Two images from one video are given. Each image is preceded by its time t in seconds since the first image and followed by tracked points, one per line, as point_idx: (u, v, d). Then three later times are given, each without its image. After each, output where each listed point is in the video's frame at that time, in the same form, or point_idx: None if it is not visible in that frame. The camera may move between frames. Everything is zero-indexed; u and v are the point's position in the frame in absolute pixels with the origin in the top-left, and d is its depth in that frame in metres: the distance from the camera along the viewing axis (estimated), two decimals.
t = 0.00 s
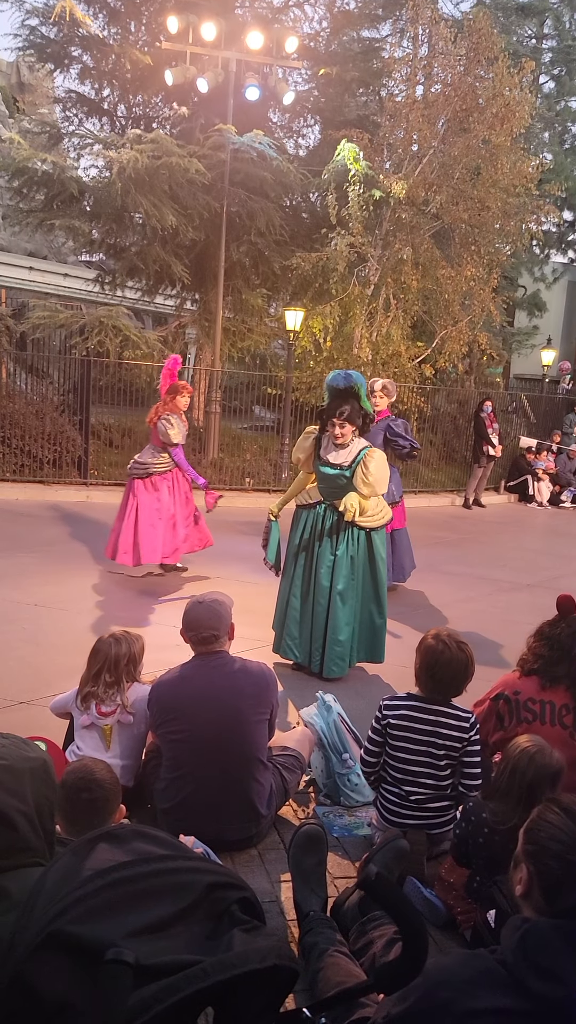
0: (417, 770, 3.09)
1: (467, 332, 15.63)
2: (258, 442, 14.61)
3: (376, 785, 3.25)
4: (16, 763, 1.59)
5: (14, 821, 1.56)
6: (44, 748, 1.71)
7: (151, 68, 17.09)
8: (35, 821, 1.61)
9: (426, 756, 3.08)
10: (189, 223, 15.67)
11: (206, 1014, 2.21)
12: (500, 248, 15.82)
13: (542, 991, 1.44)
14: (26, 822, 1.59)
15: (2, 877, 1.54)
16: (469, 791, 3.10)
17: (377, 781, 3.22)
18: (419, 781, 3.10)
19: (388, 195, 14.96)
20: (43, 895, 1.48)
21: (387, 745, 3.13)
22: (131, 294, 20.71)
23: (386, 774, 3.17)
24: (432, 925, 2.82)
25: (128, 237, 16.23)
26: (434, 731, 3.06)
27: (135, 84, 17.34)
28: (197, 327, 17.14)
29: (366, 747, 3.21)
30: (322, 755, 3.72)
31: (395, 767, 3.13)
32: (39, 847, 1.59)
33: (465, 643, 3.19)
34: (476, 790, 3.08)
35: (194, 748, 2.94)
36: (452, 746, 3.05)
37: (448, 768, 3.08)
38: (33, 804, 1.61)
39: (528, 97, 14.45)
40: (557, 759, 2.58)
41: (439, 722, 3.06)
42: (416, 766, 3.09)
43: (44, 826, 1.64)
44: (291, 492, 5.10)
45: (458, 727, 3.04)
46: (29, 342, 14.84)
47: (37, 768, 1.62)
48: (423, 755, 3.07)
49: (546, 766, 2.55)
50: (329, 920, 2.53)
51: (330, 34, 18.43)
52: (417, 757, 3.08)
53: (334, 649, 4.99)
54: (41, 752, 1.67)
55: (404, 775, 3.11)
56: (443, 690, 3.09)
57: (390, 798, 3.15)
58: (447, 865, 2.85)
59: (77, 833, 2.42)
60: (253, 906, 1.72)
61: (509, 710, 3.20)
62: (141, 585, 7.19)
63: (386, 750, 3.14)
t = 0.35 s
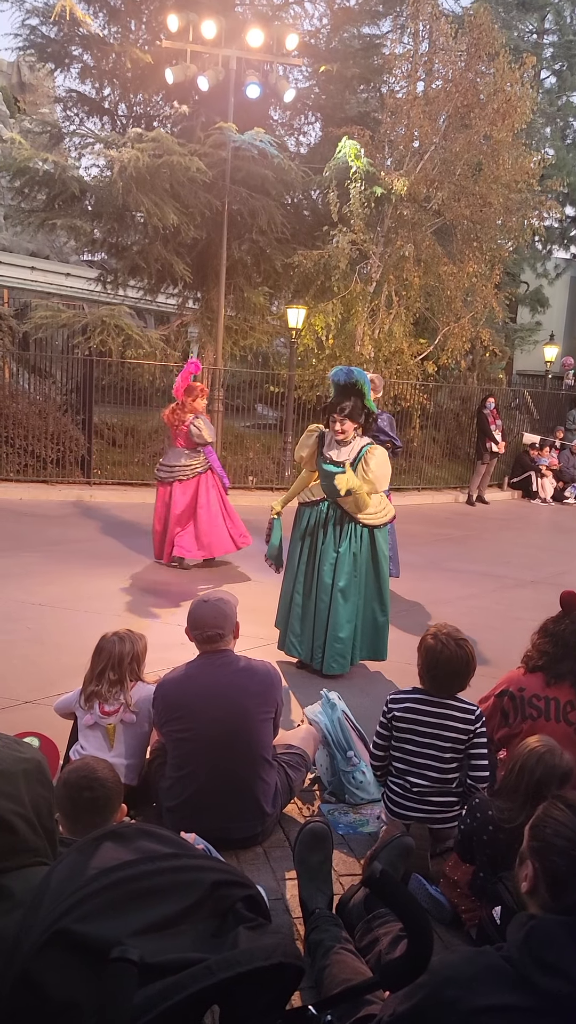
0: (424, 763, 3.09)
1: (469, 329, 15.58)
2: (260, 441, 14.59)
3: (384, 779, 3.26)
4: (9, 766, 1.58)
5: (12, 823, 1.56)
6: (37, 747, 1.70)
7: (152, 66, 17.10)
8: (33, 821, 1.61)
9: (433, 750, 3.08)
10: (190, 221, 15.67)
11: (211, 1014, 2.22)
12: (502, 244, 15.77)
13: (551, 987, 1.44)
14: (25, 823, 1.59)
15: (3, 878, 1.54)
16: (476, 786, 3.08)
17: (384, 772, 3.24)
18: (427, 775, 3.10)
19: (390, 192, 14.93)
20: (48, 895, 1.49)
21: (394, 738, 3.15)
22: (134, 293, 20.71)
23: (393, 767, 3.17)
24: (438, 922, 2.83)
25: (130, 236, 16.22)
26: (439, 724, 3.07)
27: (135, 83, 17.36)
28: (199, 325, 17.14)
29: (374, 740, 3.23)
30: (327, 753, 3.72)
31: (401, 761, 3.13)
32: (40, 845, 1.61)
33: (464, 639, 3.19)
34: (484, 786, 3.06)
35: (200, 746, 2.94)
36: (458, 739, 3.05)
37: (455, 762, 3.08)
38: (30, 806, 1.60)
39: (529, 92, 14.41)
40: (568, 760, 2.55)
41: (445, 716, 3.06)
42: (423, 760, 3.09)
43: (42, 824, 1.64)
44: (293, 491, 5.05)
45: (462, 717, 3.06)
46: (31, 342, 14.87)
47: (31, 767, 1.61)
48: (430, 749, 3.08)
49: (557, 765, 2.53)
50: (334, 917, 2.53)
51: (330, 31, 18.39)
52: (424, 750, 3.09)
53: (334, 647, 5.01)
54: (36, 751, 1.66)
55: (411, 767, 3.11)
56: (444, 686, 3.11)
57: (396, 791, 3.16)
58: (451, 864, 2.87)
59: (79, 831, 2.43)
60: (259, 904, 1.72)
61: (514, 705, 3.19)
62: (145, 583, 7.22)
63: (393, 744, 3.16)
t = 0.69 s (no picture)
0: (427, 758, 3.09)
1: (472, 325, 15.55)
2: (263, 438, 14.60)
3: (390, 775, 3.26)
4: (11, 766, 1.58)
5: (15, 823, 1.55)
6: (40, 745, 1.70)
7: (152, 64, 17.07)
8: (38, 820, 1.61)
9: (436, 745, 3.07)
10: (192, 219, 15.66)
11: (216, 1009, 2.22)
12: (504, 240, 15.73)
13: (557, 986, 1.43)
14: (28, 822, 1.58)
15: (6, 877, 1.54)
16: (480, 782, 3.05)
17: (389, 768, 3.24)
18: (429, 771, 3.10)
19: (391, 188, 14.90)
20: (53, 892, 1.49)
21: (398, 734, 3.15)
22: (135, 292, 20.69)
23: (397, 763, 3.18)
24: (444, 919, 2.83)
25: (132, 234, 16.20)
26: (442, 719, 3.07)
27: (136, 81, 17.35)
28: (201, 323, 17.13)
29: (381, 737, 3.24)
30: (331, 750, 3.71)
31: (405, 757, 3.14)
32: (45, 844, 1.61)
33: (466, 635, 3.16)
34: (487, 781, 3.03)
35: (204, 743, 2.94)
36: (461, 734, 3.04)
37: (457, 757, 3.07)
38: (33, 806, 1.60)
39: (531, 87, 14.37)
40: None
41: (448, 712, 3.06)
42: (426, 756, 3.09)
43: (46, 823, 1.64)
44: (296, 489, 5.09)
45: (466, 713, 3.04)
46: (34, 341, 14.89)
47: (34, 767, 1.61)
48: (433, 745, 3.08)
49: (564, 762, 2.52)
50: (339, 913, 2.54)
51: (331, 27, 18.35)
52: (427, 745, 3.08)
53: (338, 644, 4.99)
54: (40, 752, 1.66)
55: (414, 763, 3.11)
56: (446, 683, 3.09)
57: (401, 787, 3.15)
58: (456, 859, 2.87)
59: (83, 830, 2.43)
60: (264, 901, 1.71)
61: (518, 703, 3.18)
62: (148, 582, 7.23)
63: (397, 740, 3.16)
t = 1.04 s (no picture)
0: (432, 757, 3.08)
1: (476, 322, 15.53)
2: (267, 436, 14.60)
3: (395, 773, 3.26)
4: (20, 769, 1.58)
5: (25, 825, 1.56)
6: (46, 746, 1.70)
7: (155, 62, 17.10)
8: (45, 821, 1.60)
9: (441, 745, 3.06)
10: (195, 217, 15.66)
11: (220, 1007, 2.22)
12: (509, 236, 15.70)
13: (562, 982, 1.43)
14: (37, 824, 1.58)
15: (15, 877, 1.54)
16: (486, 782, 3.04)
17: (394, 767, 3.25)
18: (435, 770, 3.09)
19: (395, 185, 14.89)
20: (59, 890, 1.49)
21: (403, 734, 3.15)
22: (139, 291, 20.71)
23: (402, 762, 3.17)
24: (449, 915, 2.82)
25: (135, 233, 16.20)
26: (446, 720, 3.06)
27: (139, 79, 17.34)
28: (205, 321, 17.14)
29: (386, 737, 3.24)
30: (336, 747, 3.71)
31: (409, 755, 3.13)
32: (52, 845, 1.61)
33: (471, 636, 3.16)
34: (494, 781, 3.01)
35: (209, 741, 2.94)
36: (465, 735, 3.03)
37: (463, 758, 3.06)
38: (41, 807, 1.60)
39: (535, 83, 14.33)
40: None
41: (450, 712, 3.04)
42: (430, 756, 3.09)
43: (54, 824, 1.64)
44: (300, 487, 5.12)
45: (470, 714, 3.03)
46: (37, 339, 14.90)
47: (42, 768, 1.61)
48: (437, 745, 3.07)
49: (569, 759, 2.53)
50: (344, 911, 2.54)
51: (334, 24, 18.32)
52: (431, 746, 3.08)
53: (341, 641, 4.98)
54: (48, 753, 1.66)
55: (418, 763, 3.11)
56: (451, 683, 3.08)
57: (405, 787, 3.15)
58: (461, 857, 2.86)
59: (91, 829, 2.43)
60: (269, 899, 1.71)
61: (523, 699, 3.18)
62: (153, 579, 7.24)
63: (402, 740, 3.16)
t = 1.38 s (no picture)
0: (436, 757, 3.08)
1: (480, 320, 15.50)
2: (271, 434, 14.59)
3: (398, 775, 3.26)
4: (25, 769, 1.58)
5: (30, 825, 1.56)
6: (51, 745, 1.70)
7: (158, 61, 17.09)
8: (50, 821, 1.61)
9: (445, 745, 3.07)
10: (199, 215, 15.66)
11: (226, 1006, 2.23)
12: (513, 234, 15.65)
13: (566, 981, 1.43)
14: (41, 825, 1.59)
15: (20, 877, 1.55)
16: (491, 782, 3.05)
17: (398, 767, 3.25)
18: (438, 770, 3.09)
19: (399, 184, 14.87)
20: (64, 889, 1.50)
21: (406, 733, 3.16)
22: (143, 290, 20.72)
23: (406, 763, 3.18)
24: (454, 914, 2.82)
25: (139, 231, 16.19)
26: (449, 719, 3.07)
27: (143, 77, 17.35)
28: (209, 320, 17.14)
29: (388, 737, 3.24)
30: (340, 746, 3.72)
31: (413, 755, 3.13)
32: (57, 844, 1.62)
33: (476, 635, 3.16)
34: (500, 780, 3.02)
35: (214, 739, 2.94)
36: (469, 734, 3.04)
37: (467, 757, 3.07)
38: (46, 807, 1.61)
39: (539, 80, 14.28)
40: None
41: (453, 711, 3.06)
42: (434, 755, 3.09)
43: (59, 823, 1.65)
44: (305, 486, 5.12)
45: (475, 713, 3.05)
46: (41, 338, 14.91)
47: (47, 769, 1.61)
48: (441, 744, 3.07)
49: (569, 757, 2.51)
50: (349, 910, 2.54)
51: (337, 22, 18.28)
52: (435, 744, 3.08)
53: (345, 640, 4.98)
54: (53, 753, 1.67)
55: (422, 762, 3.11)
56: (455, 682, 3.10)
57: (409, 787, 3.15)
58: (465, 858, 2.87)
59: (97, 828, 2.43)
60: (274, 898, 1.71)
61: (527, 697, 3.17)
62: (157, 578, 7.24)
63: (405, 739, 3.17)
